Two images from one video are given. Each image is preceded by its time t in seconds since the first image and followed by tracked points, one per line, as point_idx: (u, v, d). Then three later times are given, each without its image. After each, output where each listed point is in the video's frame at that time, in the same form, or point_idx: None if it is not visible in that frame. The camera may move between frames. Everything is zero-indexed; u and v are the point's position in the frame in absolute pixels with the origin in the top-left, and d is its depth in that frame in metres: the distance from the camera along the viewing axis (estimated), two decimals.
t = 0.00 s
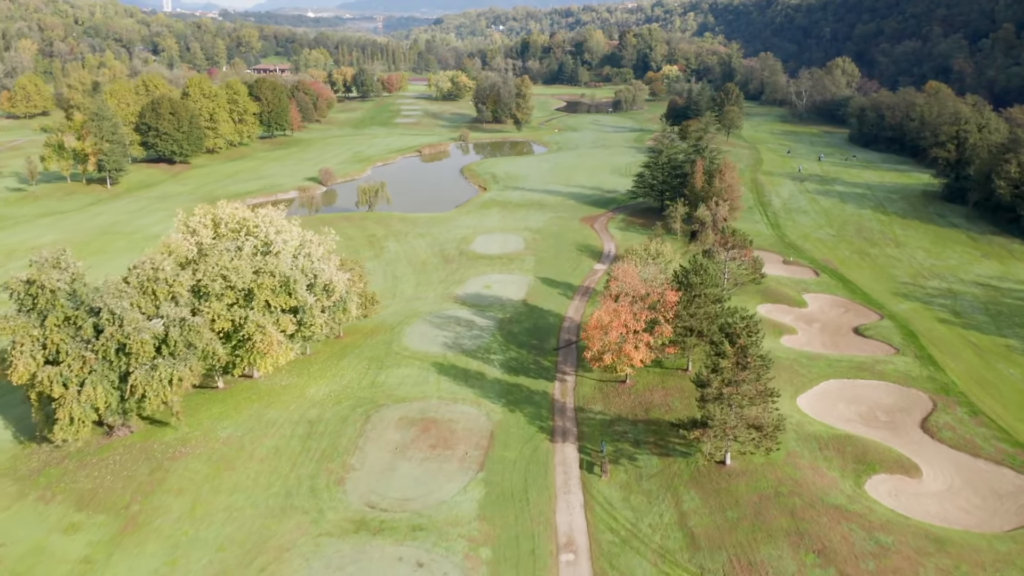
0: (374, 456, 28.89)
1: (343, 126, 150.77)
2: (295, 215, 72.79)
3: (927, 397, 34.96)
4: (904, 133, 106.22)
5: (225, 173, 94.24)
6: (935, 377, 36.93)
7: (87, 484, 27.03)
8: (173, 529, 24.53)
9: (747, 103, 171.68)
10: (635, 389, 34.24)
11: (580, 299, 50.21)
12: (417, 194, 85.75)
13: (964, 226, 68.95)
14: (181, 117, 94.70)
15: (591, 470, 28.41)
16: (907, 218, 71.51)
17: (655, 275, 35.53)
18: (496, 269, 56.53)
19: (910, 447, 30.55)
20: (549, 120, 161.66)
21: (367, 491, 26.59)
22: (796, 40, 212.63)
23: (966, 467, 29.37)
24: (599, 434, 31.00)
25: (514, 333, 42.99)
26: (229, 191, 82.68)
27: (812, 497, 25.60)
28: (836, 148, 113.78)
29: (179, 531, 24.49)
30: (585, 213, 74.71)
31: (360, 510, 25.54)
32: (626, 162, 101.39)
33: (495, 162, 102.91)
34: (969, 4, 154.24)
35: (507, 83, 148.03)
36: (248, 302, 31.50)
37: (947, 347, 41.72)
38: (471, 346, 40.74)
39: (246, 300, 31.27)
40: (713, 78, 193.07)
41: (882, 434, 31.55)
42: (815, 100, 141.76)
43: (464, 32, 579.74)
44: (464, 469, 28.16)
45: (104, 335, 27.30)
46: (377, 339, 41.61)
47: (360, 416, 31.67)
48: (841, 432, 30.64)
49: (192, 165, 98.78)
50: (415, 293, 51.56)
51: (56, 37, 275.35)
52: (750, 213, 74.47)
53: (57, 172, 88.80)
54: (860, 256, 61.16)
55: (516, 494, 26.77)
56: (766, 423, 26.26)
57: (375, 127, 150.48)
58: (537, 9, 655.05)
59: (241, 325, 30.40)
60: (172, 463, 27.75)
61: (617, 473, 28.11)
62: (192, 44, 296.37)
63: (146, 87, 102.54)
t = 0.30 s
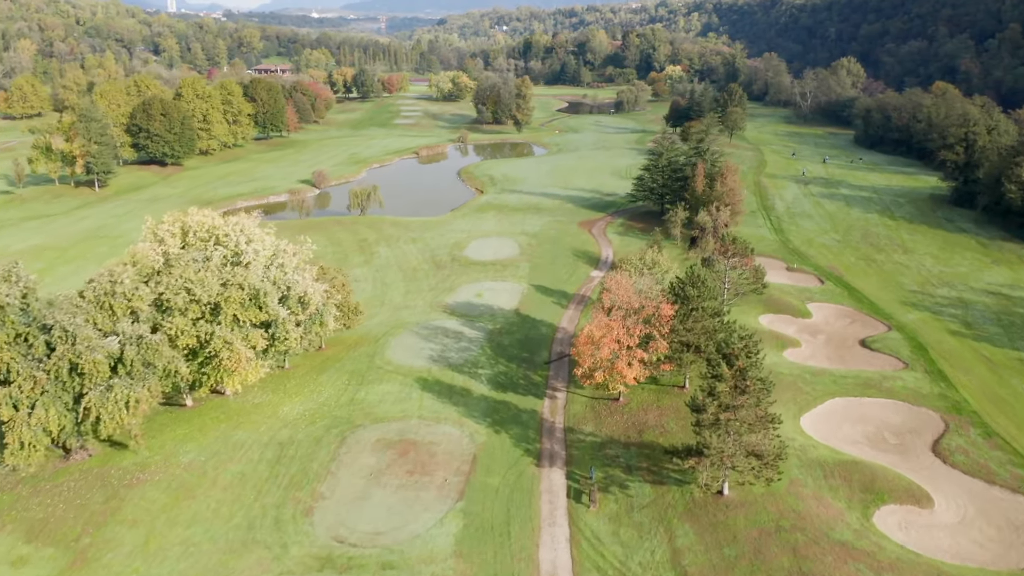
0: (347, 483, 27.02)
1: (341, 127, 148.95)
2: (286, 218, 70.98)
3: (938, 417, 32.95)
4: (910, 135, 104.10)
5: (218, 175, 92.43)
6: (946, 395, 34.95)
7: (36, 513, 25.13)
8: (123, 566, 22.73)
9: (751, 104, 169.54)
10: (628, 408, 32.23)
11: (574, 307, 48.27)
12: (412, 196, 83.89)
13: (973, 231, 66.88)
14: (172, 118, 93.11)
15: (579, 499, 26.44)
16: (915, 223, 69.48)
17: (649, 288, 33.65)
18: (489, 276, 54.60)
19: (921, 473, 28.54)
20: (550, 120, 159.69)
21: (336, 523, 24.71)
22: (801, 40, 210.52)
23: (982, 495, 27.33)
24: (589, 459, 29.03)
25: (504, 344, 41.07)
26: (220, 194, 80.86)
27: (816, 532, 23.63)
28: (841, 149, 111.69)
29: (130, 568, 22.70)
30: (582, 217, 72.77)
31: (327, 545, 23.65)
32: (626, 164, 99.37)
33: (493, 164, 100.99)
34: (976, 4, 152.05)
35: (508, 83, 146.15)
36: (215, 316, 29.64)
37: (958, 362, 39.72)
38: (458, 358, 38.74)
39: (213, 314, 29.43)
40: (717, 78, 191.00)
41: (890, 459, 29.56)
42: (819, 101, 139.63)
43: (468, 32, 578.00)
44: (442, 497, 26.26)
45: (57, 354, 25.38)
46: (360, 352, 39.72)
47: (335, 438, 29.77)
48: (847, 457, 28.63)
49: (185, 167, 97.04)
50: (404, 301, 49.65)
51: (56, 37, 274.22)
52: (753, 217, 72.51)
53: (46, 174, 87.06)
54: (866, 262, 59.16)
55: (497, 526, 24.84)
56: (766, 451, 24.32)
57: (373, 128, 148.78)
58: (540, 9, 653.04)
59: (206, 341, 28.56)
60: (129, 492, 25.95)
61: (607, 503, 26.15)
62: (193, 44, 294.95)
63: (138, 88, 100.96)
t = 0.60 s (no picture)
0: (318, 510, 25.33)
1: (339, 128, 147.27)
2: (276, 222, 69.28)
3: (948, 436, 31.20)
4: (917, 137, 102.26)
5: (210, 177, 90.83)
6: (957, 413, 33.15)
7: None
8: None
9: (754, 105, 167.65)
10: (622, 427, 30.52)
11: (569, 316, 46.54)
12: (408, 199, 82.23)
13: (982, 236, 64.97)
14: (164, 119, 91.74)
15: (566, 529, 24.71)
16: (922, 227, 67.60)
17: (645, 300, 31.94)
18: (481, 283, 52.71)
19: (932, 499, 26.74)
20: (551, 121, 157.99)
21: (303, 556, 23.00)
22: (805, 40, 208.61)
23: (996, 524, 25.51)
24: (578, 483, 27.30)
25: (494, 356, 39.34)
26: (211, 196, 79.22)
27: (819, 570, 21.93)
28: (846, 151, 109.81)
29: None
30: (580, 220, 71.01)
31: None
32: (627, 166, 97.57)
33: (491, 166, 99.27)
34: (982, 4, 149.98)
35: (508, 84, 144.44)
36: (181, 330, 28.03)
37: (969, 376, 37.89)
38: (444, 371, 37.03)
39: (180, 329, 27.80)
40: (720, 79, 189.28)
41: (898, 483, 27.78)
42: (824, 101, 137.75)
43: (471, 32, 576.52)
44: (419, 526, 24.54)
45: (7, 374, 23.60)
46: (343, 364, 38.01)
47: (309, 460, 28.09)
48: (853, 482, 26.84)
49: (178, 169, 95.36)
50: (393, 309, 47.89)
51: (57, 37, 273.15)
52: (755, 221, 70.70)
53: (35, 176, 85.55)
54: (872, 268, 57.33)
55: (476, 561, 23.13)
56: (766, 481, 22.62)
57: (372, 129, 147.22)
58: (544, 9, 651.07)
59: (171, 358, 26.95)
60: (84, 521, 24.27)
61: (596, 534, 24.40)
62: (194, 44, 293.73)
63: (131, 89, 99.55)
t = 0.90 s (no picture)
0: (278, 547, 23.36)
1: (338, 129, 145.33)
2: (265, 226, 67.36)
3: (962, 464, 29.05)
4: (925, 139, 99.98)
5: (202, 179, 88.98)
6: (972, 438, 31.00)
7: None
8: None
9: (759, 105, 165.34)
10: (612, 453, 28.41)
11: (562, 328, 44.47)
12: (402, 202, 80.23)
13: (993, 242, 62.72)
14: (155, 120, 89.99)
15: (547, 571, 22.70)
16: (931, 233, 65.36)
17: (636, 317, 29.92)
18: (472, 291, 50.65)
19: (944, 535, 24.59)
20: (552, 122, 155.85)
21: None
22: (811, 40, 206.17)
23: (1014, 564, 23.33)
24: (563, 516, 25.24)
25: (481, 371, 37.27)
26: (201, 200, 77.37)
27: None
28: (852, 153, 107.54)
29: None
30: (578, 225, 68.91)
31: None
32: (628, 168, 95.44)
33: (489, 168, 97.21)
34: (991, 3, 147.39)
35: (508, 84, 142.31)
36: (136, 349, 26.13)
37: (983, 395, 35.75)
38: (427, 388, 34.97)
39: (134, 348, 25.89)
40: (725, 79, 187.07)
41: (908, 516, 25.65)
42: (829, 102, 135.42)
43: (476, 33, 574.82)
44: (386, 566, 22.57)
45: None
46: (320, 380, 35.99)
47: (273, 491, 26.15)
48: (860, 517, 24.74)
49: (170, 171, 93.52)
50: (379, 319, 45.86)
51: (58, 37, 271.80)
52: (759, 226, 68.55)
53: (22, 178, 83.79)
54: (879, 276, 55.14)
55: None
56: (765, 522, 20.50)
57: (371, 129, 145.29)
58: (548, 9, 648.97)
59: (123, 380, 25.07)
60: (22, 559, 22.32)
61: None
62: (195, 44, 292.15)
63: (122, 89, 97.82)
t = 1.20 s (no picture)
0: None
1: (337, 130, 143.61)
2: (254, 231, 65.70)
3: (976, 491, 27.14)
4: (932, 140, 97.94)
5: (193, 181, 87.40)
6: (986, 461, 29.13)
7: None
8: None
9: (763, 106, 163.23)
10: (602, 480, 26.54)
11: (555, 339, 42.65)
12: (397, 205, 78.52)
13: (1003, 248, 60.79)
14: (147, 121, 88.54)
15: None
16: (939, 238, 63.41)
17: (628, 334, 28.02)
18: (463, 299, 48.84)
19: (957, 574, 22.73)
20: (553, 123, 154.09)
21: None
22: (816, 40, 204.03)
23: None
24: (546, 552, 23.40)
25: (467, 385, 35.43)
26: (191, 202, 75.71)
27: None
28: (857, 154, 105.53)
29: None
30: (575, 229, 67.06)
31: None
32: (629, 170, 93.55)
33: (486, 170, 95.43)
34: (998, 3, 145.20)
35: (509, 85, 140.51)
36: (90, 369, 24.52)
37: (997, 414, 33.85)
38: (410, 405, 33.10)
39: (88, 368, 24.31)
40: (729, 79, 185.06)
41: (917, 551, 23.78)
42: (835, 103, 133.32)
43: (480, 33, 573.16)
44: None
45: None
46: (298, 396, 34.22)
47: (235, 521, 24.45)
48: (867, 555, 22.87)
49: (162, 173, 91.87)
50: (364, 329, 44.06)
51: (59, 37, 271.00)
52: (762, 230, 66.66)
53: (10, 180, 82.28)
54: (886, 284, 53.25)
55: None
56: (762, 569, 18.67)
57: (370, 130, 143.65)
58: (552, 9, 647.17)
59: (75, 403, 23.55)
60: None
61: None
62: (196, 44, 290.82)
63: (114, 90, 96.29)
